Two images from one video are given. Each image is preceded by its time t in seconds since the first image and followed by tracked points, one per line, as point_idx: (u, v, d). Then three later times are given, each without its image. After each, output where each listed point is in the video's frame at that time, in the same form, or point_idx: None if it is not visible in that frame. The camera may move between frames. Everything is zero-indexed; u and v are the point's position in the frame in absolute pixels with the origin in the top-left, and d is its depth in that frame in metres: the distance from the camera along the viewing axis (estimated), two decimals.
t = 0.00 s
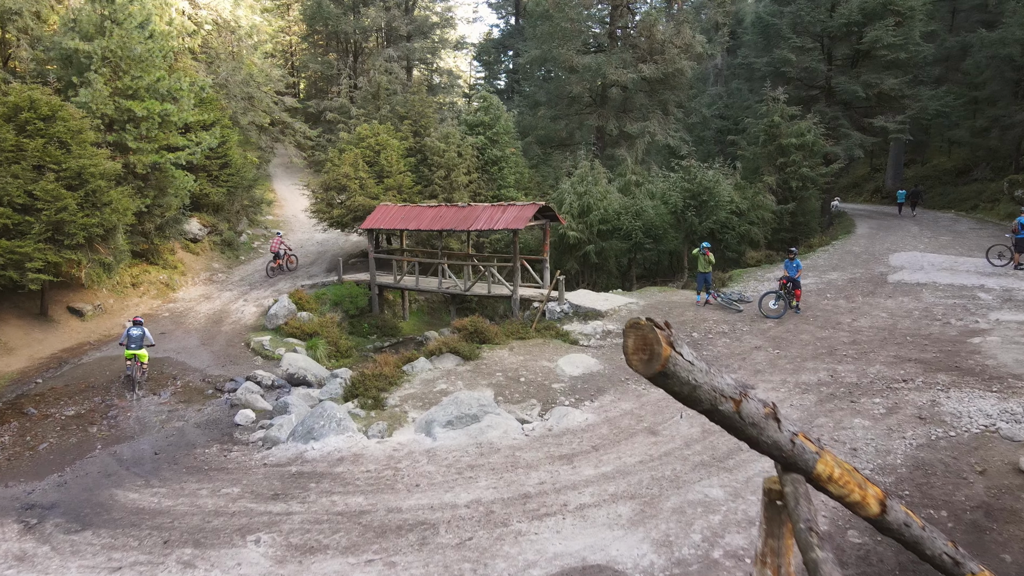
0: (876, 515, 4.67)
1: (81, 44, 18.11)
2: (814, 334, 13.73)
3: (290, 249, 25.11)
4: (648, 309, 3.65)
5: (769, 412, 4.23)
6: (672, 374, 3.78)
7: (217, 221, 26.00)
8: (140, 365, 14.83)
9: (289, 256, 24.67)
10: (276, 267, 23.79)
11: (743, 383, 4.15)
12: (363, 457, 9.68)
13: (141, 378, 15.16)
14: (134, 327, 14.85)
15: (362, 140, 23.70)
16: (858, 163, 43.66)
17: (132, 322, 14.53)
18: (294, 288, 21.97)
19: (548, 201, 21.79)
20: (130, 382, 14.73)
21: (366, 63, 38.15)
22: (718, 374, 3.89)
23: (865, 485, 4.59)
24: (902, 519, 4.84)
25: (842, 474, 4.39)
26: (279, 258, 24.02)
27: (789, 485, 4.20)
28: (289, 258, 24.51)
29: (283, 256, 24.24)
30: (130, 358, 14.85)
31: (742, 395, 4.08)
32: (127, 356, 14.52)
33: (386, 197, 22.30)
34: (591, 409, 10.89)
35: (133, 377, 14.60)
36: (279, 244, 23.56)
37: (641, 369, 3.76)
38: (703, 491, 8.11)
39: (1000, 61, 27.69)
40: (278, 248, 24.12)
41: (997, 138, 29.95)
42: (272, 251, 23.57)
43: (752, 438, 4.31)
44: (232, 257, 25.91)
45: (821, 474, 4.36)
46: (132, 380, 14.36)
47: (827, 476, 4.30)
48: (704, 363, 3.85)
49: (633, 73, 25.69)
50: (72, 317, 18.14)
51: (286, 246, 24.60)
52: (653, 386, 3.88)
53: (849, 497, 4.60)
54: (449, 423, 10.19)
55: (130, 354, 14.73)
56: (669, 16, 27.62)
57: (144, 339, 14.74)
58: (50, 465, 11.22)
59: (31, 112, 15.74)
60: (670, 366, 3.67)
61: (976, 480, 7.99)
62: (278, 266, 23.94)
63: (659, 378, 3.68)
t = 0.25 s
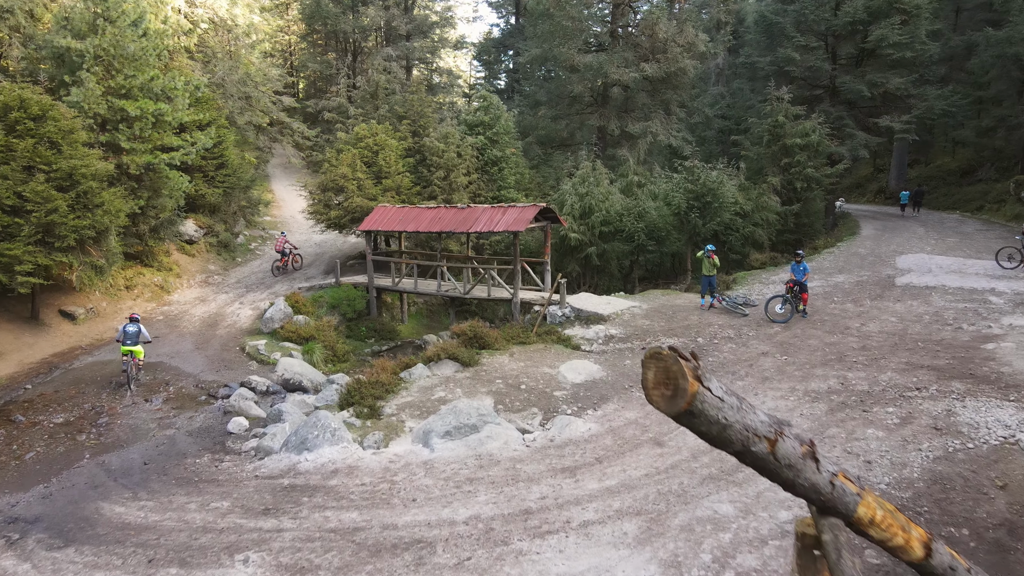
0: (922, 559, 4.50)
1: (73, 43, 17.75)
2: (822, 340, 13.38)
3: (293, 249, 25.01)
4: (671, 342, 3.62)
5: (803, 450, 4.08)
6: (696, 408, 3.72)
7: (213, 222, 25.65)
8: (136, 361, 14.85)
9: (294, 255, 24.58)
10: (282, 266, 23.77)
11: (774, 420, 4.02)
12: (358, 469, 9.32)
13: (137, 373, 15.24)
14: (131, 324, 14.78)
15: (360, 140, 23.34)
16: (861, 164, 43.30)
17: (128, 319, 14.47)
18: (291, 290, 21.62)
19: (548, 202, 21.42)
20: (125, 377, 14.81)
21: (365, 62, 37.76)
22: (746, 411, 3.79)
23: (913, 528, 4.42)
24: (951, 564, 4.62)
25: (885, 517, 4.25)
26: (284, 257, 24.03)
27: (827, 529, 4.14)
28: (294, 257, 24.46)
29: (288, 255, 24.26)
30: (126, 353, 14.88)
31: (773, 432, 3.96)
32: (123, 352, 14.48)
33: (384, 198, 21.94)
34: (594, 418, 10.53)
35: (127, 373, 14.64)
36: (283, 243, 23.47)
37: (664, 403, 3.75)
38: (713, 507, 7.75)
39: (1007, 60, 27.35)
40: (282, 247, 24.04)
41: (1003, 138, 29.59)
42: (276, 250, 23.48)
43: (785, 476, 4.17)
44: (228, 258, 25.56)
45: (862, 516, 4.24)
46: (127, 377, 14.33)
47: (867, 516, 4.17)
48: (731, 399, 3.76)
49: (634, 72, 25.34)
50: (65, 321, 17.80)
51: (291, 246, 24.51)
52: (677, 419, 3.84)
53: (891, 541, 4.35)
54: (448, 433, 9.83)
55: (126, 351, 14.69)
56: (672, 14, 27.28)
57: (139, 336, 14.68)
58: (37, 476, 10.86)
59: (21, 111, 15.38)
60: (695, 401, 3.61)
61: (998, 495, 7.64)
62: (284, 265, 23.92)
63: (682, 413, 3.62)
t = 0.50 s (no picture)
0: None
1: (65, 41, 17.47)
2: (830, 345, 13.06)
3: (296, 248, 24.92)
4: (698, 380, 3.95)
5: (843, 495, 4.28)
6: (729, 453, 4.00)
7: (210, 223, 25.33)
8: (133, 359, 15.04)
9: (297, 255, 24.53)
10: (286, 265, 23.74)
11: (814, 465, 4.24)
12: (353, 481, 8.99)
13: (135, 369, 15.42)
14: (129, 321, 14.95)
15: (358, 141, 23.02)
16: (864, 164, 42.96)
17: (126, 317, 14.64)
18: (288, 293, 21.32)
19: (549, 203, 21.10)
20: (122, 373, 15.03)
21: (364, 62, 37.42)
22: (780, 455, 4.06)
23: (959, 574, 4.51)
24: None
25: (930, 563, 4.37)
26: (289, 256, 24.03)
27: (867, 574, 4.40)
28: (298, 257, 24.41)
29: (293, 254, 24.24)
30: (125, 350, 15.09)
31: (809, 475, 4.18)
32: (121, 349, 14.72)
33: (383, 200, 21.62)
34: (596, 427, 10.23)
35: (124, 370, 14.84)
36: (287, 242, 23.39)
37: (694, 446, 4.05)
38: (722, 522, 7.43)
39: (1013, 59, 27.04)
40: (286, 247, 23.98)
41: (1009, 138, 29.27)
42: (281, 250, 23.41)
43: (826, 521, 4.37)
44: (225, 260, 25.24)
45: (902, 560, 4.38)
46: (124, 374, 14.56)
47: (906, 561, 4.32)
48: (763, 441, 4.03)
49: (636, 71, 25.02)
50: (57, 324, 17.48)
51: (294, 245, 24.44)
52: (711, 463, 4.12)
53: None
54: (446, 443, 9.51)
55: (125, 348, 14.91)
56: (674, 13, 26.97)
57: (136, 335, 14.84)
58: (23, 486, 10.53)
59: (11, 111, 15.09)
60: (727, 447, 3.91)
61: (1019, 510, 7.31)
62: (288, 264, 23.90)
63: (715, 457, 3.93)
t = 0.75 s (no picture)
0: None
1: (57, 40, 17.12)
2: (839, 351, 12.71)
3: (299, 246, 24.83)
4: (743, 437, 3.46)
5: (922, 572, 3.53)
6: (784, 528, 3.40)
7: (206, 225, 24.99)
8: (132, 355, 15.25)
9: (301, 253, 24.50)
10: (290, 265, 23.72)
11: (881, 536, 3.54)
12: (348, 495, 8.63)
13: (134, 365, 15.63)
14: (128, 318, 15.12)
15: (356, 141, 22.69)
16: (867, 164, 42.58)
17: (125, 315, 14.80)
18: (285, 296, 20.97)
19: (550, 204, 20.73)
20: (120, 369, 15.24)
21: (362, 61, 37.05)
22: (845, 527, 3.36)
23: None
24: None
25: None
26: (293, 256, 24.02)
27: None
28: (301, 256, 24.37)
29: (297, 254, 24.23)
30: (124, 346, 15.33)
31: (883, 551, 3.46)
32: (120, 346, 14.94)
33: (381, 201, 21.26)
34: (600, 438, 9.88)
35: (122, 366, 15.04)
36: (291, 241, 23.32)
37: (739, 519, 3.45)
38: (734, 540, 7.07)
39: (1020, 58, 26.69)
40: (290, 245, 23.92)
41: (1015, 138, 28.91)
42: (284, 249, 23.34)
43: None
44: (222, 262, 24.88)
45: None
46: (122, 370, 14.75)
47: None
48: (824, 513, 3.41)
49: (639, 70, 24.67)
50: (48, 328, 17.12)
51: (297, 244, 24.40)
52: (763, 540, 3.52)
53: None
54: (444, 455, 9.15)
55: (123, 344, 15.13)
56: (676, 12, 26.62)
57: (135, 331, 15.04)
58: (7, 498, 10.16)
59: None
60: (779, 520, 3.30)
61: None
62: (293, 263, 23.89)
63: (767, 534, 3.31)
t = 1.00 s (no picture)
0: None
1: (49, 38, 16.81)
2: (848, 356, 12.39)
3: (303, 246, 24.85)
4: (802, 520, 4.21)
5: None
6: None
7: (203, 226, 24.69)
8: (132, 353, 15.45)
9: (304, 253, 24.53)
10: (295, 264, 23.77)
11: None
12: (343, 509, 8.31)
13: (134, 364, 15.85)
14: (128, 316, 15.32)
15: (354, 141, 22.39)
16: (869, 165, 42.29)
17: (126, 313, 15.02)
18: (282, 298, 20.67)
19: (551, 205, 20.41)
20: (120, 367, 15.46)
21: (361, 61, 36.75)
22: None
23: None
24: None
25: None
26: (297, 255, 24.08)
27: None
28: (305, 255, 24.40)
29: (301, 253, 24.27)
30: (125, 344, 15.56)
31: None
32: (121, 343, 15.17)
33: (379, 202, 20.95)
34: (603, 447, 9.56)
35: (122, 364, 15.24)
36: (295, 240, 23.35)
37: None
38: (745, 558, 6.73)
39: None
40: (294, 245, 23.96)
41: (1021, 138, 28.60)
42: (289, 248, 23.38)
43: None
44: (218, 263, 24.57)
45: None
46: (122, 368, 14.97)
47: None
48: None
49: (641, 70, 24.36)
50: (40, 332, 16.83)
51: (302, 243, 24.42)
52: None
53: None
54: (442, 466, 8.83)
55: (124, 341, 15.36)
56: (679, 10, 26.31)
57: (135, 329, 15.26)
58: None
59: None
60: None
61: None
62: (297, 262, 23.94)
63: None
